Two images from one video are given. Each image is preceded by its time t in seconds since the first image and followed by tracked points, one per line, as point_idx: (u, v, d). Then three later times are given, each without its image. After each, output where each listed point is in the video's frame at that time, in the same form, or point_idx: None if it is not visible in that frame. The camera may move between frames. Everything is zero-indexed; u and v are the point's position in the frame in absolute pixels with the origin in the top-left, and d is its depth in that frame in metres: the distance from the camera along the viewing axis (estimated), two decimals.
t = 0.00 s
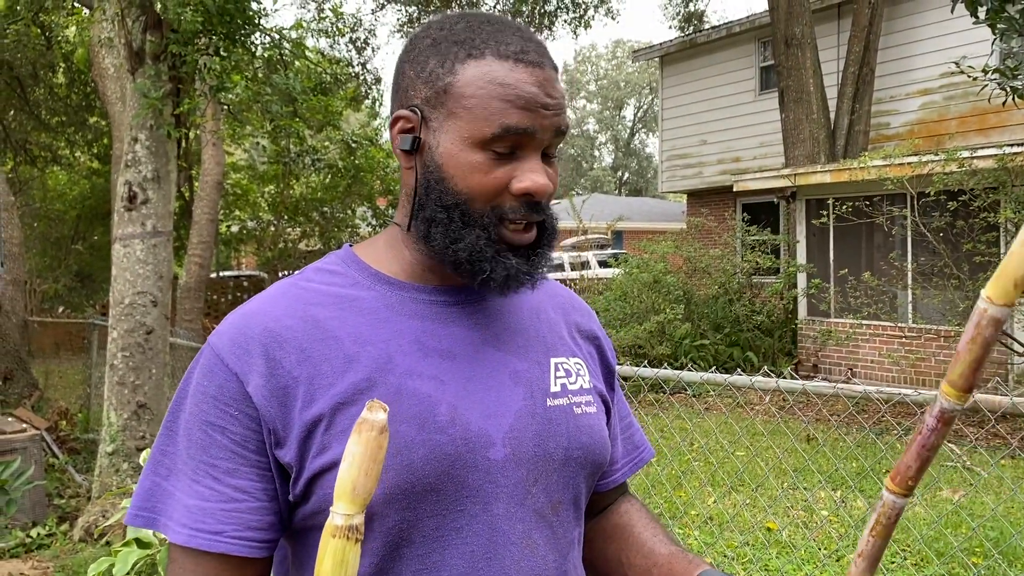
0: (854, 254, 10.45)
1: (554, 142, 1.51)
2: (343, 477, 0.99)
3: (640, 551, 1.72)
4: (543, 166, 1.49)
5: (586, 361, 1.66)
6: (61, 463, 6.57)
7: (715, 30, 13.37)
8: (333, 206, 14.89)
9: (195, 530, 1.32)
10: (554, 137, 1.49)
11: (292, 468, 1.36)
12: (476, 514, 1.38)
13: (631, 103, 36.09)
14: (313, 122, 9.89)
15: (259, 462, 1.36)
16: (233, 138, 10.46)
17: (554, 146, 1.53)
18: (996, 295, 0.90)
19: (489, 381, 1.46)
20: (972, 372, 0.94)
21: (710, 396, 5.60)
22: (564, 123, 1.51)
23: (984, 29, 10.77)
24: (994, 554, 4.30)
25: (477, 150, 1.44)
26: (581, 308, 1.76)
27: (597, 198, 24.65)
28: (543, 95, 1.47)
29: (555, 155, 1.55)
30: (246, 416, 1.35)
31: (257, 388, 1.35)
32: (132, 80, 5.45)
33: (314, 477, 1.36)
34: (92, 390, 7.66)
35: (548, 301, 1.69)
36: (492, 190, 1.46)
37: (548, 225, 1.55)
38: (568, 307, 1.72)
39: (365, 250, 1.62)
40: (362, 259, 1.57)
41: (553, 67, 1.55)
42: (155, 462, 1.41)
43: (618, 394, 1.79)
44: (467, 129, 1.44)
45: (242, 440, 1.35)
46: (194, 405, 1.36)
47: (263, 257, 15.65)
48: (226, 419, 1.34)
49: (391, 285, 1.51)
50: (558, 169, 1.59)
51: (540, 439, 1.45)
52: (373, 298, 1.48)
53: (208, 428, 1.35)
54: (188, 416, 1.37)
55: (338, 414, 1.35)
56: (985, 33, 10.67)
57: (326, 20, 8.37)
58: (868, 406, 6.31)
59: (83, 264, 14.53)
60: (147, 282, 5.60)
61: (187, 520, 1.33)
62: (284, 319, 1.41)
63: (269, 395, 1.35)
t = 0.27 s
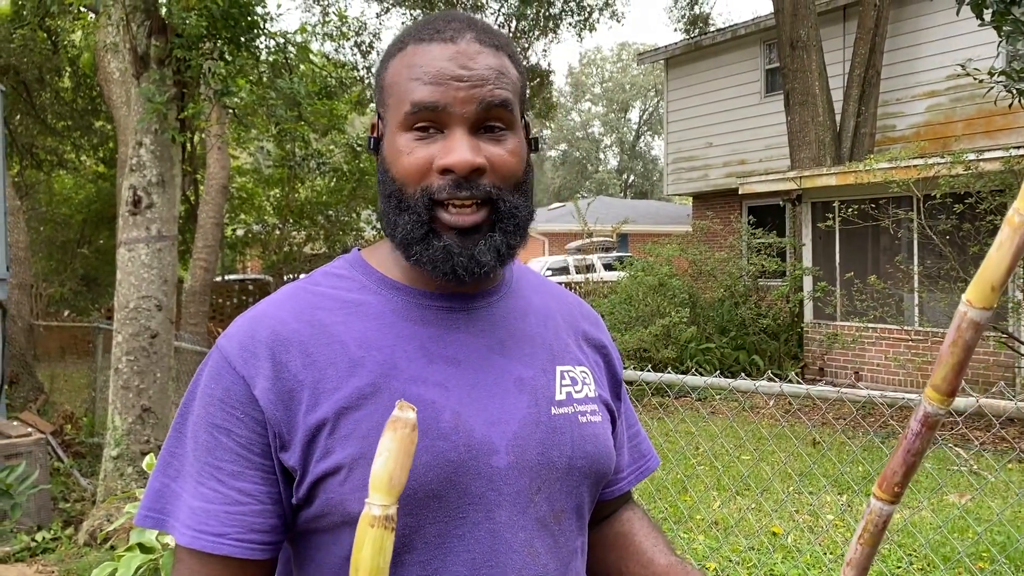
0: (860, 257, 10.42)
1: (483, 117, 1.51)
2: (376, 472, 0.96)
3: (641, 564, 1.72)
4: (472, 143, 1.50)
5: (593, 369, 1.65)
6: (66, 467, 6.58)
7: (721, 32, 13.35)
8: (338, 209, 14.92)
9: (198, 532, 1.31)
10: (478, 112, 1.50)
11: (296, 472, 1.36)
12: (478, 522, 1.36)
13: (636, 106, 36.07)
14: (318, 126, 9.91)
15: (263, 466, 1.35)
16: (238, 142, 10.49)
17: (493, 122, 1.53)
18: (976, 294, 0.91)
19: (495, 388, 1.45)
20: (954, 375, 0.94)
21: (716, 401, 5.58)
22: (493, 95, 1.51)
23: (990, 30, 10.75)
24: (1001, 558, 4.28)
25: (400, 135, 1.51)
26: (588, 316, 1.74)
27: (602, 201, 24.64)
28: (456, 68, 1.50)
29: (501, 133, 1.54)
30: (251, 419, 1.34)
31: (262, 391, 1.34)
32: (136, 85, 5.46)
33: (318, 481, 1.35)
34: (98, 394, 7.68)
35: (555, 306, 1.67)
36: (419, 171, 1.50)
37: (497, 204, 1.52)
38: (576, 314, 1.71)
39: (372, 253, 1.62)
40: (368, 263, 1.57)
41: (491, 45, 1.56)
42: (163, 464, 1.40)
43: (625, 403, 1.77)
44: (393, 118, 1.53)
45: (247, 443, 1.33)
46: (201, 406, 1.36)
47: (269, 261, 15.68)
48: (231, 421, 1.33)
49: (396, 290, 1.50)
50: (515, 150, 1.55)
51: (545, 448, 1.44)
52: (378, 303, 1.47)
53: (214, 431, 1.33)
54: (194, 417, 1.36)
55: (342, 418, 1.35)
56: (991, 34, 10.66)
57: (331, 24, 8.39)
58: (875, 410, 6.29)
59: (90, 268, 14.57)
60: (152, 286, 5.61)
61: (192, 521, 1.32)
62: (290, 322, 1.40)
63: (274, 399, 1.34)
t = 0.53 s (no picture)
0: (868, 259, 10.40)
1: (447, 145, 1.45)
2: (376, 470, 0.99)
3: (652, 566, 1.72)
4: (436, 173, 1.46)
5: (601, 374, 1.64)
6: (74, 471, 6.59)
7: (726, 35, 13.34)
8: (345, 213, 14.95)
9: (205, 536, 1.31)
10: (440, 141, 1.45)
11: (303, 474, 1.36)
12: (484, 524, 1.36)
13: (642, 109, 36.06)
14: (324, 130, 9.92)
15: (269, 470, 1.35)
16: (244, 146, 10.52)
17: (460, 148, 1.47)
18: (994, 259, 0.99)
19: (501, 391, 1.45)
20: (971, 342, 1.03)
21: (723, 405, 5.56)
22: (454, 124, 1.45)
23: (998, 32, 10.74)
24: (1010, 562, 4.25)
25: (374, 165, 1.51)
26: (598, 319, 1.73)
27: (609, 204, 24.63)
28: (414, 100, 1.45)
29: (472, 157, 1.48)
30: (257, 424, 1.34)
31: (268, 396, 1.34)
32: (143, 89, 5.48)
33: (323, 483, 1.35)
34: (105, 398, 7.70)
35: (564, 310, 1.66)
36: (388, 202, 1.49)
37: (467, 231, 1.48)
38: (586, 319, 1.70)
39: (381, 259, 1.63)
40: (377, 268, 1.57)
41: (459, 66, 1.49)
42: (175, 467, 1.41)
43: (635, 407, 1.76)
44: (368, 148, 1.52)
45: (253, 447, 1.34)
46: (210, 410, 1.36)
47: (275, 264, 15.71)
48: (238, 425, 1.34)
49: (403, 295, 1.50)
50: (486, 175, 1.48)
51: (551, 451, 1.44)
52: (383, 308, 1.47)
53: (221, 436, 1.34)
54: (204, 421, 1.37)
55: (346, 422, 1.35)
56: (998, 36, 10.66)
57: (338, 29, 8.42)
58: (883, 414, 6.26)
59: (97, 272, 14.62)
60: (159, 290, 5.62)
61: (200, 525, 1.32)
62: (297, 327, 1.40)
63: (280, 403, 1.35)
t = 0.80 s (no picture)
0: (874, 262, 10.39)
1: (424, 180, 1.42)
2: (214, 478, 1.00)
3: (661, 571, 1.73)
4: (414, 208, 1.44)
5: (611, 380, 1.61)
6: (82, 475, 6.62)
7: (732, 38, 13.34)
8: (351, 217, 14.99)
9: (199, 529, 1.41)
10: (416, 178, 1.42)
11: (302, 478, 1.39)
12: (479, 532, 1.37)
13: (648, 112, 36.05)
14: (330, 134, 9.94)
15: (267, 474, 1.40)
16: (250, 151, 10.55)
17: (438, 181, 1.44)
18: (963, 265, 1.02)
19: (502, 399, 1.45)
20: (948, 345, 1.04)
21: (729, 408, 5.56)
22: (429, 159, 1.42)
23: (1003, 35, 10.73)
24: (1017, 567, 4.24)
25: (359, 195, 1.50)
26: (612, 323, 1.69)
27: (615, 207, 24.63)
28: (388, 138, 1.43)
29: (452, 189, 1.45)
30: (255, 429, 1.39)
31: (268, 403, 1.38)
32: (150, 95, 5.51)
33: (323, 488, 1.38)
34: (113, 402, 7.73)
35: (574, 314, 1.64)
36: (373, 233, 1.49)
37: (450, 259, 1.47)
38: (599, 324, 1.66)
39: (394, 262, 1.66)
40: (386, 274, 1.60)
41: (433, 98, 1.45)
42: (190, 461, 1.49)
43: (650, 411, 1.73)
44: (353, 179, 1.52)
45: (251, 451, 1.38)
46: (217, 413, 1.42)
47: (281, 268, 15.75)
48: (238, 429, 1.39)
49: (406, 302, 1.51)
50: (466, 205, 1.46)
51: (551, 460, 1.44)
52: (386, 316, 1.49)
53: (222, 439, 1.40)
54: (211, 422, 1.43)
55: (343, 429, 1.37)
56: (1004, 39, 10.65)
57: (344, 33, 8.44)
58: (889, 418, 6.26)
59: (104, 276, 14.67)
60: (166, 295, 5.65)
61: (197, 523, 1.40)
62: (300, 334, 1.44)
63: (278, 411, 1.38)
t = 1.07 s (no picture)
0: (879, 264, 10.38)
1: (418, 220, 1.42)
2: (142, 470, 1.35)
3: None
4: (410, 245, 1.44)
5: (621, 385, 1.57)
6: (89, 477, 6.65)
7: (736, 40, 13.34)
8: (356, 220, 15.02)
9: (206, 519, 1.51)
10: (411, 218, 1.42)
11: (303, 475, 1.44)
12: (474, 535, 1.38)
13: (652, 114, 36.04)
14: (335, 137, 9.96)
15: (269, 469, 1.47)
16: (256, 155, 10.59)
17: (433, 218, 1.43)
18: (923, 299, 1.18)
19: (501, 402, 1.46)
20: (913, 370, 1.21)
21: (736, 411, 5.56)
22: (423, 201, 1.41)
23: (1009, 36, 10.73)
24: None
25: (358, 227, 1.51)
26: (628, 327, 1.64)
27: (619, 209, 24.62)
28: (380, 181, 1.42)
29: (448, 224, 1.44)
30: (259, 426, 1.46)
31: (273, 401, 1.44)
32: (158, 99, 5.55)
33: (322, 486, 1.42)
34: (119, 405, 7.75)
35: (585, 317, 1.60)
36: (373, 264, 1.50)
37: (449, 287, 1.48)
38: (612, 328, 1.61)
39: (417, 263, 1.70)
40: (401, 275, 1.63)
41: (423, 137, 1.43)
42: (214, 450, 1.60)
43: (666, 414, 1.69)
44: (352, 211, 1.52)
45: (253, 447, 1.46)
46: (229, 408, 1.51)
47: (286, 271, 15.78)
48: (244, 426, 1.47)
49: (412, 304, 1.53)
50: (462, 239, 1.45)
51: (549, 465, 1.42)
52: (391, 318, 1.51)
53: (231, 432, 1.49)
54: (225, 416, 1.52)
55: (341, 430, 1.41)
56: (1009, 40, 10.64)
57: (349, 37, 8.46)
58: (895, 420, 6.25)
59: (110, 279, 14.71)
60: (173, 298, 5.67)
61: (203, 510, 1.50)
62: (307, 336, 1.49)
63: (282, 409, 1.44)
